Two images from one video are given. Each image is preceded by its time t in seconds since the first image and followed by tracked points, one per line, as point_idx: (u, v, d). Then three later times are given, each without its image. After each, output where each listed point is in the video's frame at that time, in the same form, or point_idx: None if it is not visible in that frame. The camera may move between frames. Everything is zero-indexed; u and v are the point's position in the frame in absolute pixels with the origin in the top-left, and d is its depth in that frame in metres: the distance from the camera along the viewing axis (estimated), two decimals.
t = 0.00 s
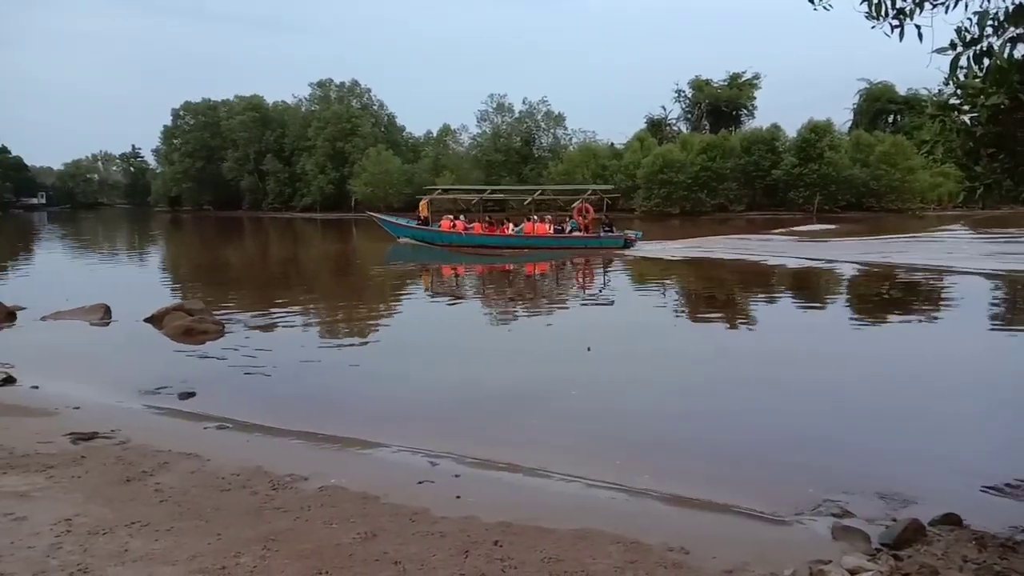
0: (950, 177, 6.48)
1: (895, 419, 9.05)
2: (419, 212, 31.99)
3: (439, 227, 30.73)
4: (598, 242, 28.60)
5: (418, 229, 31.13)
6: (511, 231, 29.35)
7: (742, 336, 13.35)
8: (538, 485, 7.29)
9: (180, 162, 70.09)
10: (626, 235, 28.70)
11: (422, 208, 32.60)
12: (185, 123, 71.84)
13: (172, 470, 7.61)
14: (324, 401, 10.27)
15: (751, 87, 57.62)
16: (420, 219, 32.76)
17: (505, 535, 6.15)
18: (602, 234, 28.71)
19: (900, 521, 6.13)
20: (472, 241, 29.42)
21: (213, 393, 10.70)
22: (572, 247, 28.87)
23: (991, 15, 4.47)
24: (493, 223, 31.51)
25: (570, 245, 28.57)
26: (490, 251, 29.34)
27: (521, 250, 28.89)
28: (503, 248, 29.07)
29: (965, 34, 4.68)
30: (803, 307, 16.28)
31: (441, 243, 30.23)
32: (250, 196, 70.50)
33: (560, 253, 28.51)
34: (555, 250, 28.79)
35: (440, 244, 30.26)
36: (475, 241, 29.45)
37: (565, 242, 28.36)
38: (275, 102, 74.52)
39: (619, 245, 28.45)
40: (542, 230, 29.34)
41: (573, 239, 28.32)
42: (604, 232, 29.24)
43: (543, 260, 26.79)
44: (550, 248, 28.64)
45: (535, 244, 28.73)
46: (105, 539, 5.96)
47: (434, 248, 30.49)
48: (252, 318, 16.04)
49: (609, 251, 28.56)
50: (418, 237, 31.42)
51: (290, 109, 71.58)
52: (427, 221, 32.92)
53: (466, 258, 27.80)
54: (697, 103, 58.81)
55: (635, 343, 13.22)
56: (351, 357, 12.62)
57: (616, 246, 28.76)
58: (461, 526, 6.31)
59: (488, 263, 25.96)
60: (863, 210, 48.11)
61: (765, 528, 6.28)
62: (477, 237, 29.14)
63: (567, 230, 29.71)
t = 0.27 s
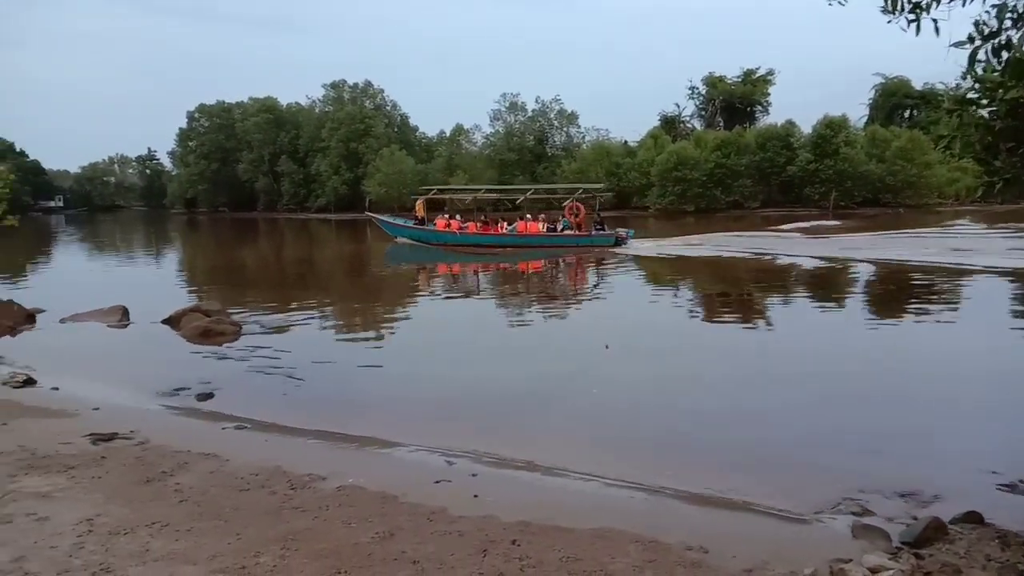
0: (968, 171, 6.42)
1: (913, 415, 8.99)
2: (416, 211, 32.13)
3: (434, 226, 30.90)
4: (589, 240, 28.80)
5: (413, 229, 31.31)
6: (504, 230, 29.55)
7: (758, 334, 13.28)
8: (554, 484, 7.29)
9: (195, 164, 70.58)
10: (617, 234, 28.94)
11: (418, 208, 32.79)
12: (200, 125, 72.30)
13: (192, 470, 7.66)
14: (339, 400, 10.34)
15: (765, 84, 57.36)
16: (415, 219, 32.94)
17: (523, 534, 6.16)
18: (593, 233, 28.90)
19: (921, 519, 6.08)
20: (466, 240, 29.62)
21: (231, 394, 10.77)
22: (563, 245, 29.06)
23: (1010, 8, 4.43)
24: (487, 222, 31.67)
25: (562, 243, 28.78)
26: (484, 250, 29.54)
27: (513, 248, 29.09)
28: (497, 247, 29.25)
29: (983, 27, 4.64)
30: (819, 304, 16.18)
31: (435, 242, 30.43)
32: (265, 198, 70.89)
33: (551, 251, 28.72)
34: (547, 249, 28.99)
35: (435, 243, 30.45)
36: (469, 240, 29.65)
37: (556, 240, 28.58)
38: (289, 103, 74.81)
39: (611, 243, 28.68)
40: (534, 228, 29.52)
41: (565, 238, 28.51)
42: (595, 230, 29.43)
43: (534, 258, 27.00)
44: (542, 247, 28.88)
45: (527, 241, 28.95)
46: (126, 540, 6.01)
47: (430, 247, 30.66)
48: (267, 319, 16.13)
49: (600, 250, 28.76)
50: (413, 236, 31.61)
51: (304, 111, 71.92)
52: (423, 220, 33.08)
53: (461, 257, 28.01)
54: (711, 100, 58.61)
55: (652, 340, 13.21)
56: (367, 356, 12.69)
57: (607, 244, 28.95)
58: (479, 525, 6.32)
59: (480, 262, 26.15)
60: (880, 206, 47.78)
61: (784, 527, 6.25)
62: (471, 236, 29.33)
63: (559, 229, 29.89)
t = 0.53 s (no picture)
0: None
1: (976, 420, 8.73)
2: (449, 217, 32.57)
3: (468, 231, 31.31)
4: (616, 244, 28.58)
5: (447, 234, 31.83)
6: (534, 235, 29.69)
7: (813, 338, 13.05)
8: (606, 490, 7.26)
9: (252, 172, 72.19)
10: (644, 238, 28.63)
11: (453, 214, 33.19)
12: (256, 133, 73.92)
13: (251, 472, 7.83)
14: (391, 401, 10.50)
15: (821, 84, 56.32)
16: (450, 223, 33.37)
17: (576, 541, 6.15)
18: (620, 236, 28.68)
19: (987, 532, 5.90)
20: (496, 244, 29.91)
21: (287, 397, 10.99)
22: (591, 249, 28.95)
23: None
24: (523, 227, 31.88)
25: (590, 248, 28.69)
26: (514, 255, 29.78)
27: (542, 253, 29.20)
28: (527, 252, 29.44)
29: None
30: (878, 308, 15.82)
31: (468, 247, 30.83)
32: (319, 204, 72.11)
33: (578, 256, 28.66)
34: (575, 253, 28.96)
35: (469, 248, 30.87)
36: (499, 245, 29.94)
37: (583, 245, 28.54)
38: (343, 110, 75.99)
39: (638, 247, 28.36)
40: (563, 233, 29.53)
41: (593, 242, 28.42)
42: (624, 234, 29.21)
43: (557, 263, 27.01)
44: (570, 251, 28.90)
45: (555, 247, 29.10)
46: (188, 540, 6.17)
47: (464, 252, 31.08)
48: (322, 322, 16.41)
49: (627, 254, 28.50)
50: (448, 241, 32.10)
51: (356, 118, 73.01)
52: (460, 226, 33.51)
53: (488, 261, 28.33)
54: (765, 101, 57.76)
55: (707, 342, 13.09)
56: (419, 358, 12.85)
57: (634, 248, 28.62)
58: (532, 531, 6.33)
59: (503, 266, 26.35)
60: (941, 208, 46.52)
61: (843, 537, 6.12)
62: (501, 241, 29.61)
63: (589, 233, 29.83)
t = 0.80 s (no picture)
0: None
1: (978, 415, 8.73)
2: (433, 216, 32.85)
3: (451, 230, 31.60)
4: (593, 242, 28.68)
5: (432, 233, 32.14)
6: (515, 233, 29.90)
7: (814, 334, 13.04)
8: (607, 488, 7.26)
9: (252, 173, 72.24)
10: (622, 235, 28.71)
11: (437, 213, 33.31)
12: (256, 134, 73.94)
13: (252, 474, 7.83)
14: (392, 401, 10.55)
15: (820, 78, 56.26)
16: (434, 221, 33.50)
17: (577, 539, 6.15)
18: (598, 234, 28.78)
19: (989, 526, 5.89)
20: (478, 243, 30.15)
21: (289, 398, 11.01)
22: (569, 247, 29.09)
23: None
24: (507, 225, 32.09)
25: (568, 245, 28.86)
26: (495, 253, 30.01)
27: (522, 251, 29.41)
28: (508, 251, 29.67)
29: None
30: (880, 301, 15.82)
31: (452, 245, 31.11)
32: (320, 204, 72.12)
33: (556, 254, 28.80)
34: (553, 251, 29.09)
35: (452, 247, 31.17)
36: (481, 244, 30.18)
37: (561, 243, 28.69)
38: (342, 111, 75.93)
39: (614, 245, 28.45)
40: (543, 230, 29.63)
41: (570, 240, 28.58)
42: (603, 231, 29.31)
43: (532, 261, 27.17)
44: (548, 249, 29.08)
45: (535, 245, 29.24)
46: (190, 542, 6.17)
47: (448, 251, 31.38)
48: (322, 323, 16.43)
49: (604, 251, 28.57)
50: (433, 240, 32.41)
51: (356, 117, 73.01)
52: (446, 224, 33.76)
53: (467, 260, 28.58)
54: (764, 96, 57.73)
55: (709, 339, 13.12)
56: (421, 358, 12.89)
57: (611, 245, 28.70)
58: (533, 530, 6.33)
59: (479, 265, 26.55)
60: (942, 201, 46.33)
61: (845, 533, 6.11)
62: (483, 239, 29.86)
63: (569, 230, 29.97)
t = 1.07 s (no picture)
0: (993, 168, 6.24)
1: (937, 411, 8.91)
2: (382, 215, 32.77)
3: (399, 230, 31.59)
4: (541, 241, 29.07)
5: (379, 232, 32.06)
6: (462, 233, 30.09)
7: (778, 333, 13.20)
8: (575, 487, 7.28)
9: (216, 172, 71.35)
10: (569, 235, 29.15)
11: (387, 212, 33.23)
12: (220, 133, 73.02)
13: (215, 478, 7.72)
14: (360, 401, 10.51)
15: (784, 79, 56.93)
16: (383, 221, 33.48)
17: (544, 539, 6.15)
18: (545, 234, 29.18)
19: (948, 521, 5.99)
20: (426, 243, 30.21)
21: (254, 399, 10.88)
22: (516, 247, 29.43)
23: None
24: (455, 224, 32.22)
25: (515, 245, 29.20)
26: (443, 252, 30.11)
27: (469, 251, 29.60)
28: (456, 250, 29.82)
29: (1005, 20, 4.54)
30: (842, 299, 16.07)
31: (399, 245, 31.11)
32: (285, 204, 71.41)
33: (503, 253, 29.11)
34: (501, 250, 29.38)
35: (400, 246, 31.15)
36: (429, 243, 30.26)
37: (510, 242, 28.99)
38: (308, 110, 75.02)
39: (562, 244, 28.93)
40: (491, 231, 29.79)
41: (518, 239, 28.90)
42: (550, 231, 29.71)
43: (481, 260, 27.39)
44: (496, 249, 29.34)
45: (483, 245, 29.47)
46: (151, 549, 6.07)
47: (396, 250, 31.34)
48: (287, 323, 16.28)
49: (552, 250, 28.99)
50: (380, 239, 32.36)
51: (322, 116, 72.38)
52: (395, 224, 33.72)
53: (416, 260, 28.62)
54: (729, 96, 58.30)
55: (677, 336, 13.29)
56: (389, 358, 12.84)
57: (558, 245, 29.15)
58: (500, 531, 6.32)
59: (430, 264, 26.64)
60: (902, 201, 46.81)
61: (808, 529, 6.19)
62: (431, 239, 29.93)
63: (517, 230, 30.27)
